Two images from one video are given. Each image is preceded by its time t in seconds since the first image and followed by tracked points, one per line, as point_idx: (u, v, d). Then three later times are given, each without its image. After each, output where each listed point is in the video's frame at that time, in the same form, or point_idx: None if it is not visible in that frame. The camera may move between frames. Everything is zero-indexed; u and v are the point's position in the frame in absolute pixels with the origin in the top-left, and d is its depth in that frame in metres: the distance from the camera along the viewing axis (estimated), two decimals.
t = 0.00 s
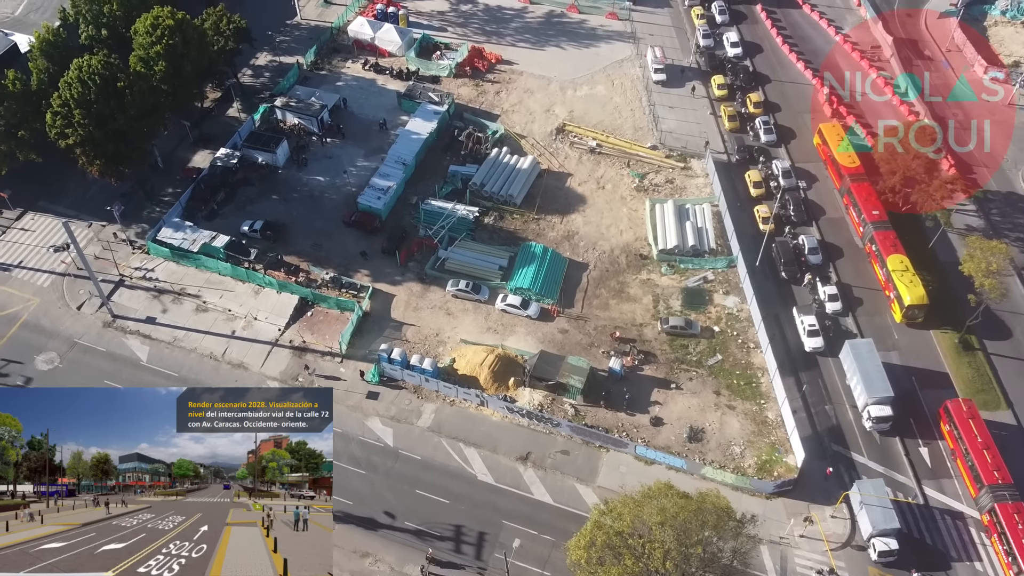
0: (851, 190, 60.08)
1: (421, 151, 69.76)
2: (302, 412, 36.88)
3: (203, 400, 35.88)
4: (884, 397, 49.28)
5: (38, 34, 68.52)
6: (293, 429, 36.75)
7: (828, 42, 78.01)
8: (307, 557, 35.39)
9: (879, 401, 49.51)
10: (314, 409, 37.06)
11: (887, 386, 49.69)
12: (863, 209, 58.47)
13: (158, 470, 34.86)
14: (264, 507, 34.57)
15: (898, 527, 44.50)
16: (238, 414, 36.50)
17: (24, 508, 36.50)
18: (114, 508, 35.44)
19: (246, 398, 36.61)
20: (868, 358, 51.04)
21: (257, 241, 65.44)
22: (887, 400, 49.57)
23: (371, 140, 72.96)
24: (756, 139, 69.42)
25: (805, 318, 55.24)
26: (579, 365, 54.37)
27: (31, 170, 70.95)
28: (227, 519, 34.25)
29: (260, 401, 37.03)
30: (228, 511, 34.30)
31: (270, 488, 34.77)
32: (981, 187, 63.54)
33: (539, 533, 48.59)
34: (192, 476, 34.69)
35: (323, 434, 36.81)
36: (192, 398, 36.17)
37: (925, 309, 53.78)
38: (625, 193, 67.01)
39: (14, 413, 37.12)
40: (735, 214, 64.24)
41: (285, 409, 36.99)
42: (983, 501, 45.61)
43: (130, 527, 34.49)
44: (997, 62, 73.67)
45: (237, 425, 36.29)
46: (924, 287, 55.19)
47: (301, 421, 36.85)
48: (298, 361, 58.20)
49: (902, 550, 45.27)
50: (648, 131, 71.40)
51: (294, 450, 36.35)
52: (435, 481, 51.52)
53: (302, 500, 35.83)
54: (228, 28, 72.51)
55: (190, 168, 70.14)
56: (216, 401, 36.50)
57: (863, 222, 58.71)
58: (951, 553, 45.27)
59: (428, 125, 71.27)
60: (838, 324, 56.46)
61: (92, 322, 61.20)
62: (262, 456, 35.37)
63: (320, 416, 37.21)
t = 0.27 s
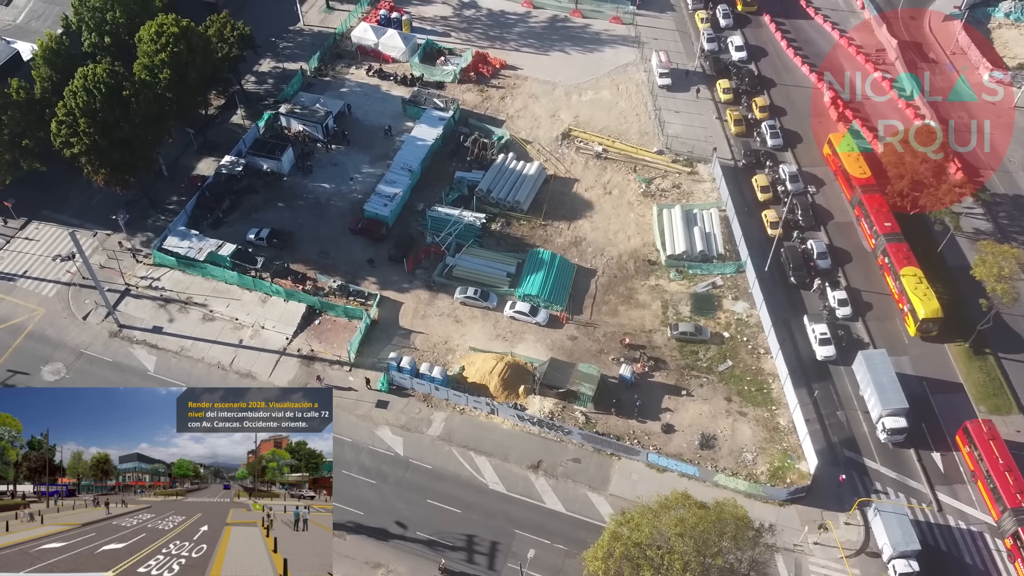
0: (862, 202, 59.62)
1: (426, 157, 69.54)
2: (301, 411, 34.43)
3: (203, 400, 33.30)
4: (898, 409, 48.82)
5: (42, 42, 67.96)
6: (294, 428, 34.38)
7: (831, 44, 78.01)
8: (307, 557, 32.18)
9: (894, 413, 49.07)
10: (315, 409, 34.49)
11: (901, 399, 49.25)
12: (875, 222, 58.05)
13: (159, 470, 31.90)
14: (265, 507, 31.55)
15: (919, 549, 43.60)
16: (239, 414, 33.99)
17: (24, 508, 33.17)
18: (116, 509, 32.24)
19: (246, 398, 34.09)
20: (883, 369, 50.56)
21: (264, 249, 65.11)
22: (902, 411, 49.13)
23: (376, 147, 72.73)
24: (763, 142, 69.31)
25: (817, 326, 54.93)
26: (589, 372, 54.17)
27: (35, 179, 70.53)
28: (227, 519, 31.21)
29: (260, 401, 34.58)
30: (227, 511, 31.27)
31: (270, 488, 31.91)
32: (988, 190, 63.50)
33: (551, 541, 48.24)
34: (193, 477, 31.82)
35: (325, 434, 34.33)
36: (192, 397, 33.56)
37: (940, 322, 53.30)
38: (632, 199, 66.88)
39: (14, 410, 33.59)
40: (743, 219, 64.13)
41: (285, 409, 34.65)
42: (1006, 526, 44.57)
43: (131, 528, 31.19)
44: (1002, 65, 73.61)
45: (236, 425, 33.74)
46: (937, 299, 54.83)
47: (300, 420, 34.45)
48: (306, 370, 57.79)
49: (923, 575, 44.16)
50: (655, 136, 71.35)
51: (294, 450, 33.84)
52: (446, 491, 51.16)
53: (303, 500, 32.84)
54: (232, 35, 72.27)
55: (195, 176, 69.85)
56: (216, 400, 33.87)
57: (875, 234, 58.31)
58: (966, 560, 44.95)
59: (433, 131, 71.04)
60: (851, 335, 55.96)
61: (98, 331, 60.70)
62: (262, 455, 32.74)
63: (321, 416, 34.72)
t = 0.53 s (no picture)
0: (871, 212, 59.12)
1: (430, 163, 69.38)
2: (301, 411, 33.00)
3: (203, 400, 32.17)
4: (910, 419, 48.46)
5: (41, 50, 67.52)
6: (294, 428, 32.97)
7: (832, 46, 78.08)
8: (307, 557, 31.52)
9: (906, 423, 48.68)
10: (314, 409, 33.08)
11: (914, 408, 48.79)
12: (884, 233, 57.58)
13: (159, 470, 31.13)
14: (264, 507, 30.79)
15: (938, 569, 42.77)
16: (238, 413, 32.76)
17: (23, 508, 31.56)
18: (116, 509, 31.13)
19: (246, 398, 32.58)
20: (894, 379, 50.13)
21: (268, 257, 64.85)
22: (914, 421, 48.71)
23: (378, 153, 72.54)
24: (766, 145, 69.30)
25: (825, 335, 54.59)
26: (597, 379, 54.01)
27: (36, 189, 70.15)
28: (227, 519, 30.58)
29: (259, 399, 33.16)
30: (227, 511, 30.60)
31: (270, 488, 31.02)
32: (993, 191, 63.55)
33: (562, 549, 48.00)
34: (192, 477, 31.02)
35: (324, 433, 32.94)
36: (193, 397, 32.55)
37: (952, 335, 52.64)
38: (636, 203, 66.80)
39: (15, 408, 32.10)
40: (748, 222, 64.08)
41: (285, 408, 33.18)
42: None
43: (131, 529, 30.38)
44: (1003, 65, 73.77)
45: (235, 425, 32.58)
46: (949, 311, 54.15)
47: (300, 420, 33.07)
48: (312, 379, 57.50)
49: None
50: (658, 140, 71.34)
51: (294, 450, 32.59)
52: (455, 499, 50.92)
53: (303, 500, 31.78)
54: (233, 42, 72.02)
55: (197, 184, 69.55)
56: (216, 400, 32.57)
57: (884, 245, 57.84)
58: (980, 563, 44.75)
59: (436, 137, 70.89)
60: (861, 344, 55.47)
61: (102, 342, 60.31)
62: (262, 455, 31.77)
63: (321, 415, 33.30)
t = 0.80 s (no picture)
0: (868, 219, 59.12)
1: (422, 169, 69.12)
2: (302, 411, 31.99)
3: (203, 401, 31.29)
4: (912, 423, 48.49)
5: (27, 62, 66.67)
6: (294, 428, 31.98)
7: (821, 46, 78.60)
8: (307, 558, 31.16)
9: (908, 426, 48.71)
10: (314, 409, 32.07)
11: (915, 412, 48.93)
12: (881, 240, 57.63)
13: (160, 470, 30.72)
14: (265, 507, 30.44)
15: None
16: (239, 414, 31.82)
17: (25, 508, 32.16)
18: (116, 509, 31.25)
19: (246, 398, 31.68)
20: (895, 385, 50.24)
21: (261, 267, 64.32)
22: (916, 425, 48.83)
23: (370, 161, 72.17)
24: (757, 146, 69.63)
25: (824, 339, 54.74)
26: (596, 383, 53.92)
27: (24, 203, 69.25)
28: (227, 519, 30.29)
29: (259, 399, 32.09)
30: (227, 511, 30.28)
31: (270, 488, 30.58)
32: (983, 188, 64.07)
33: (565, 555, 47.82)
34: (192, 476, 30.59)
35: (325, 433, 31.96)
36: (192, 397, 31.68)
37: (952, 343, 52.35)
38: (630, 206, 66.88)
39: (15, 408, 32.04)
40: (742, 223, 64.34)
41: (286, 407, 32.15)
42: None
43: (131, 528, 30.37)
44: (989, 63, 74.53)
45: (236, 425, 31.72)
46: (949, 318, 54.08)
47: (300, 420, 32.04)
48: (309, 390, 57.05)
49: None
50: (649, 142, 71.49)
51: (295, 450, 31.68)
52: (457, 508, 50.65)
53: (303, 500, 31.34)
54: (221, 51, 71.50)
55: (188, 195, 68.90)
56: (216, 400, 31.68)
57: (882, 252, 57.87)
58: (982, 559, 45.05)
59: (427, 143, 70.64)
60: (860, 348, 55.47)
61: (95, 357, 59.50)
62: (262, 455, 31.06)
63: (321, 415, 32.20)
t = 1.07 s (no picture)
0: (861, 225, 59.20)
1: (409, 177, 68.79)
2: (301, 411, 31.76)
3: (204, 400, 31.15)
4: (910, 425, 48.67)
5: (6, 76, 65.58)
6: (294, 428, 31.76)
7: (802, 45, 79.29)
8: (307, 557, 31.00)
9: (906, 429, 48.88)
10: (315, 408, 31.87)
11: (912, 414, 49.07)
12: (875, 245, 57.70)
13: (160, 471, 30.34)
14: (264, 507, 30.08)
15: None
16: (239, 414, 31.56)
17: (25, 508, 31.65)
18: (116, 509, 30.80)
19: (246, 398, 31.41)
20: (891, 387, 50.23)
21: (250, 279, 63.64)
22: (914, 426, 48.92)
23: (356, 169, 71.70)
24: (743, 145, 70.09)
25: (819, 343, 54.63)
26: (592, 388, 53.84)
27: (5, 220, 67.98)
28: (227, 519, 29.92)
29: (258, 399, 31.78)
30: (227, 511, 29.89)
31: (270, 488, 30.21)
32: (968, 183, 64.84)
33: (567, 561, 47.75)
34: (193, 477, 30.21)
35: (325, 433, 31.83)
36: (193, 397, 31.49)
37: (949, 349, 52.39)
38: (618, 208, 66.99)
39: (15, 408, 31.69)
40: (730, 223, 64.72)
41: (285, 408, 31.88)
42: None
43: (132, 528, 29.96)
44: (967, 59, 75.60)
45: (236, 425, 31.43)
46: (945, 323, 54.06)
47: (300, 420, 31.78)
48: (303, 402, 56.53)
49: None
50: (635, 144, 71.69)
51: (295, 449, 31.44)
52: (456, 517, 50.38)
53: (303, 500, 30.93)
54: (204, 61, 70.75)
55: (173, 208, 68.03)
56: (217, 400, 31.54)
57: (876, 257, 57.93)
58: (979, 552, 45.68)
59: (414, 150, 70.32)
60: (855, 351, 55.59)
61: (83, 374, 58.51)
62: (262, 455, 30.79)
63: (321, 416, 31.96)
